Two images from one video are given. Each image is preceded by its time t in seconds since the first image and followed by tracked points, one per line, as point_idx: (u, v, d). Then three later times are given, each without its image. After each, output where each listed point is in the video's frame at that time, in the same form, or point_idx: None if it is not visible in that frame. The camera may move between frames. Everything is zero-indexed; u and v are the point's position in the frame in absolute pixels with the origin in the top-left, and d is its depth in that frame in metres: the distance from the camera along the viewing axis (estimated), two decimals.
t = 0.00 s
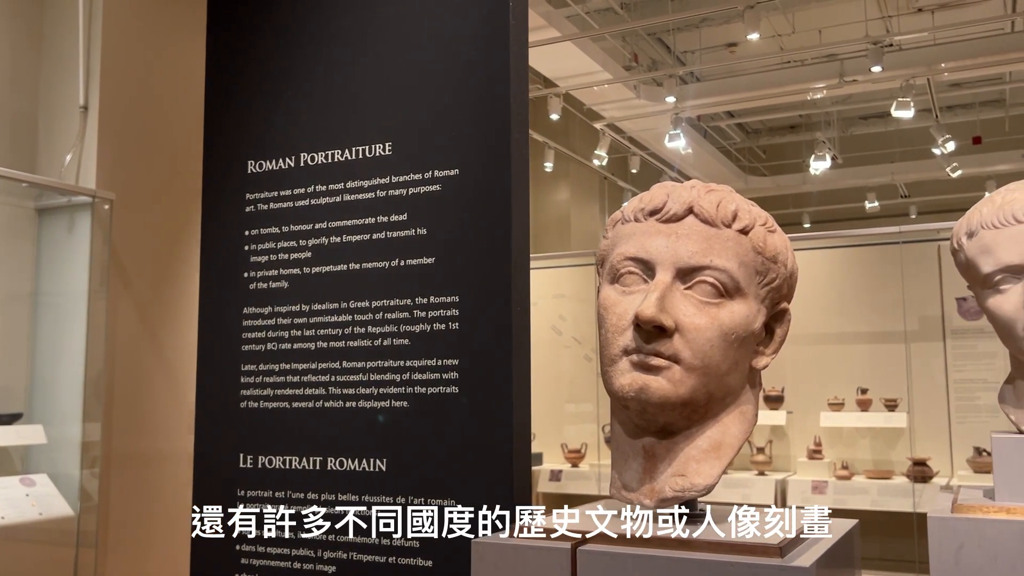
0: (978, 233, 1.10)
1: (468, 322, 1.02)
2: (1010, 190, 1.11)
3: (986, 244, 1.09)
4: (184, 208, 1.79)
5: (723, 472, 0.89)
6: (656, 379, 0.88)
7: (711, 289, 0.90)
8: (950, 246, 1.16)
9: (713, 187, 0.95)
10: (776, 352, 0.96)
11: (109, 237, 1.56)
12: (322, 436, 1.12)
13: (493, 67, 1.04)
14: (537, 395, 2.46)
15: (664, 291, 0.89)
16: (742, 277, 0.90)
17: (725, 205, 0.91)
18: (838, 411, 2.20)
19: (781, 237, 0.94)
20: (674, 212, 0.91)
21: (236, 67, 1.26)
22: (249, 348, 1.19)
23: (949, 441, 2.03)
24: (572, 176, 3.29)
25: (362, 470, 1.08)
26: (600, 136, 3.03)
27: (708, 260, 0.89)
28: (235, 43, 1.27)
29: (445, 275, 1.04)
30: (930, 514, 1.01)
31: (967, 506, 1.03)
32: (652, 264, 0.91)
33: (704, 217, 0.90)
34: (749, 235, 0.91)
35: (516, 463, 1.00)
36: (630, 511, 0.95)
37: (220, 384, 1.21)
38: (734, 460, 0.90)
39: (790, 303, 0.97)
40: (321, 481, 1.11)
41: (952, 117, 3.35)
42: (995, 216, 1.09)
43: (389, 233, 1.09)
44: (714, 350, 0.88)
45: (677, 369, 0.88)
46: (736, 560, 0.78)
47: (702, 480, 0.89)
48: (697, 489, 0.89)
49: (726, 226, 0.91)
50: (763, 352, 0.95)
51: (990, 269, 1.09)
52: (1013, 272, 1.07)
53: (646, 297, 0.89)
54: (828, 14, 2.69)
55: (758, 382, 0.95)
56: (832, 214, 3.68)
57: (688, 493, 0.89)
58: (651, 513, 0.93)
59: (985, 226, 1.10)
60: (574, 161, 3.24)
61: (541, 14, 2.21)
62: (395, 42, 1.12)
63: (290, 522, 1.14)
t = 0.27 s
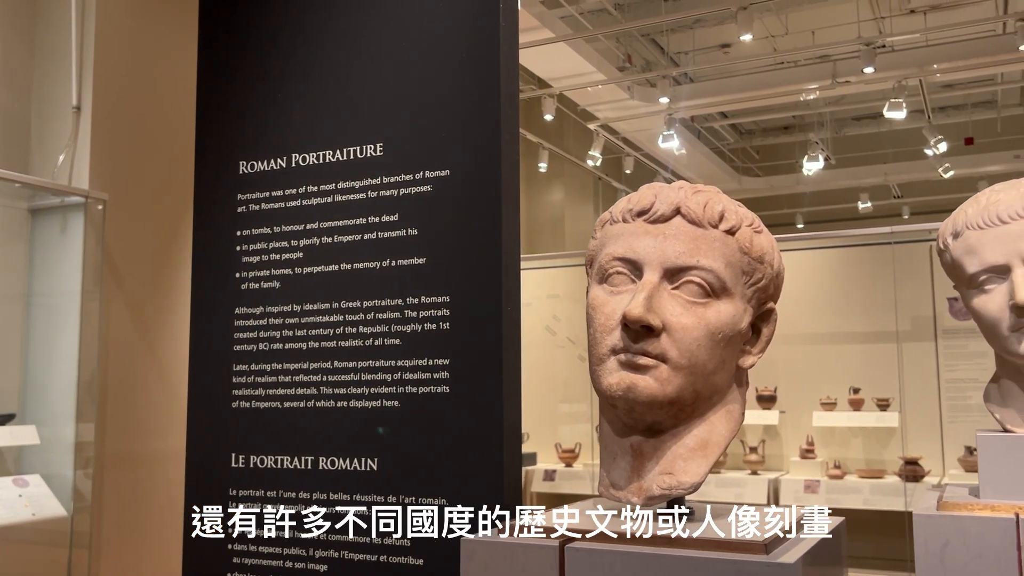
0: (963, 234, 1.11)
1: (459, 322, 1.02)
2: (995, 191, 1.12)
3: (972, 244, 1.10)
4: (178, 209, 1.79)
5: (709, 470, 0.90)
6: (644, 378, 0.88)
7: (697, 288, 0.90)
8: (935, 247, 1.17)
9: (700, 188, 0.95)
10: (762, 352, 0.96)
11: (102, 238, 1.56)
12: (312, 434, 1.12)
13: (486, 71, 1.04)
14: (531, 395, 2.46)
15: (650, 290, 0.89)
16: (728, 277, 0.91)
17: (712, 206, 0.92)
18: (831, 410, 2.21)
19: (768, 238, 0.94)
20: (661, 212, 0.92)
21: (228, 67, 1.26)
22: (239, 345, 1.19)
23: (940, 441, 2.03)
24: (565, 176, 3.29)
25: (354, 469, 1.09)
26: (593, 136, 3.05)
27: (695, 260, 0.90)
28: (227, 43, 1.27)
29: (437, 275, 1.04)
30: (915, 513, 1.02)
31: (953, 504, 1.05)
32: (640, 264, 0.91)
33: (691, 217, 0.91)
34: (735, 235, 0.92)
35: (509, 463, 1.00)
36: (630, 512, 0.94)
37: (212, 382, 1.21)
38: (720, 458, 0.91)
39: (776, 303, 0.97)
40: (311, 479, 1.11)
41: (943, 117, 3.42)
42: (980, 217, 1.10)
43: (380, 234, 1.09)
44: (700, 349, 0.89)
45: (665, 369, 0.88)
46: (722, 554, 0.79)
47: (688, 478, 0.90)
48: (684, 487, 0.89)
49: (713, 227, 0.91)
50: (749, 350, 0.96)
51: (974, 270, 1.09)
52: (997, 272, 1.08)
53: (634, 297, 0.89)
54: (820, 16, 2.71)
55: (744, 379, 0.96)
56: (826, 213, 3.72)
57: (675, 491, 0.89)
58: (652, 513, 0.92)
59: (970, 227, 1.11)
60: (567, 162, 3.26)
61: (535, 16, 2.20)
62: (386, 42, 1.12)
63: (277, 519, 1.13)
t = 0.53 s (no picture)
0: (863, 243, 1.37)
1: (460, 314, 1.24)
2: (890, 207, 1.37)
3: (869, 251, 1.36)
4: (218, 210, 2.41)
5: (661, 435, 1.10)
6: (609, 362, 1.07)
7: (651, 289, 1.09)
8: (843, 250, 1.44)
9: (655, 207, 1.16)
10: (704, 340, 1.17)
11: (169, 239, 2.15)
12: (338, 408, 1.34)
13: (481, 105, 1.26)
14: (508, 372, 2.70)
15: (612, 290, 1.08)
16: (677, 279, 1.11)
17: (663, 222, 1.12)
18: (755, 379, 2.45)
19: (707, 248, 1.16)
20: (623, 227, 1.12)
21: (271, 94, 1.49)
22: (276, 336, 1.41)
23: (844, 403, 2.33)
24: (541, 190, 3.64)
25: (373, 436, 1.31)
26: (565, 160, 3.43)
27: (651, 266, 1.09)
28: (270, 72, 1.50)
29: (441, 275, 1.27)
30: (823, 464, 1.28)
31: (856, 459, 1.31)
32: (606, 268, 1.11)
33: (647, 231, 1.11)
34: (682, 245, 1.13)
35: (504, 429, 1.23)
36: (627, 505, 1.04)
37: (253, 365, 1.43)
38: (670, 426, 1.11)
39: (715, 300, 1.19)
40: (338, 446, 1.34)
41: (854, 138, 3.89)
42: (876, 228, 1.36)
43: (394, 242, 1.31)
44: (654, 338, 1.08)
45: (626, 354, 1.08)
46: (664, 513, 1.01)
47: (644, 441, 1.10)
48: (641, 447, 1.09)
49: (665, 239, 1.12)
50: (695, 339, 1.15)
51: (871, 270, 1.36)
52: (889, 273, 1.34)
53: (601, 296, 1.09)
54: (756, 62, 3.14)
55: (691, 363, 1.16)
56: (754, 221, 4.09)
57: (633, 451, 1.10)
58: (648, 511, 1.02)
59: (868, 238, 1.37)
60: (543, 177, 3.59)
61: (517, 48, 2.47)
62: (399, 81, 1.35)
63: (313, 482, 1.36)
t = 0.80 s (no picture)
0: (743, 258, 2.01)
1: (467, 304, 2.21)
2: (764, 233, 2.00)
3: (746, 262, 2.00)
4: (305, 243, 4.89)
5: (608, 387, 1.60)
6: (573, 337, 1.55)
7: (601, 289, 1.58)
8: (732, 262, 2.07)
9: (604, 232, 1.66)
10: (636, 324, 1.70)
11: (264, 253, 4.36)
12: (397, 358, 2.35)
13: (484, 187, 2.22)
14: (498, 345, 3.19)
15: (575, 290, 1.56)
16: (619, 281, 1.60)
17: (610, 242, 1.63)
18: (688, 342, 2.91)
19: (639, 260, 1.68)
20: (582, 245, 1.61)
21: (366, 173, 2.56)
22: (363, 314, 2.48)
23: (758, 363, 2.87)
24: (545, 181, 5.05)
25: (416, 374, 2.30)
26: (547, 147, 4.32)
27: (602, 272, 1.59)
28: (365, 159, 2.57)
29: (456, 281, 2.24)
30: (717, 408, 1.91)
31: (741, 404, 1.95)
32: (570, 273, 1.59)
33: (598, 248, 1.61)
34: (622, 258, 1.64)
35: (498, 376, 2.13)
36: (631, 511, 1.51)
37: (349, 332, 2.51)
38: (614, 383, 1.60)
39: (643, 297, 1.72)
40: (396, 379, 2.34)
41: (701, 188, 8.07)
42: (751, 248, 1.99)
43: (431, 263, 2.31)
44: (604, 323, 1.56)
45: (585, 331, 1.55)
46: (609, 446, 1.53)
47: (595, 391, 1.59)
48: (593, 395, 1.59)
49: (610, 254, 1.62)
50: (629, 322, 1.68)
51: (750, 275, 1.99)
52: (760, 278, 1.97)
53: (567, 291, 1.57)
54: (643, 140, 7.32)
55: (627, 338, 1.68)
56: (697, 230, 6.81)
57: (588, 398, 1.59)
58: (649, 517, 1.48)
59: (745, 255, 2.01)
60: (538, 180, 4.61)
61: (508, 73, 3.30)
62: (432, 166, 2.37)
63: (381, 399, 2.38)
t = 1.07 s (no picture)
0: (717, 260, 2.20)
1: (464, 305, 2.35)
2: (737, 237, 2.18)
3: (720, 263, 2.18)
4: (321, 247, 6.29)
5: (592, 378, 1.75)
6: (560, 332, 1.69)
7: (587, 288, 1.73)
8: (708, 264, 2.26)
9: (589, 236, 1.81)
10: (619, 320, 1.85)
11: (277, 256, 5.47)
12: (399, 354, 2.50)
13: (481, 194, 2.37)
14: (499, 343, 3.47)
15: (563, 289, 1.71)
16: (603, 281, 1.75)
17: (594, 246, 1.78)
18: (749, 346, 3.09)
19: (621, 262, 1.82)
20: (568, 248, 1.76)
21: (370, 182, 2.70)
22: (367, 313, 2.63)
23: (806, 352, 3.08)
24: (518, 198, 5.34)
25: (415, 371, 2.44)
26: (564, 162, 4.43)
27: (587, 272, 1.73)
28: (370, 170, 2.71)
29: (453, 282, 2.38)
30: (695, 397, 2.05)
31: (716, 393, 2.11)
32: (557, 274, 1.75)
33: (583, 251, 1.76)
34: (606, 260, 1.78)
35: (496, 373, 2.28)
36: (632, 512, 1.53)
37: (353, 330, 2.66)
38: (599, 373, 1.75)
39: (626, 295, 1.87)
40: (398, 375, 2.49)
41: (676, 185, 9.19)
42: (725, 250, 2.18)
43: (431, 265, 2.45)
44: (590, 319, 1.71)
45: (571, 328, 1.69)
46: (594, 433, 1.58)
47: (580, 382, 1.75)
48: (579, 385, 1.74)
49: (595, 256, 1.77)
50: (614, 318, 1.84)
51: (724, 276, 2.17)
52: (733, 278, 2.15)
53: (554, 291, 1.72)
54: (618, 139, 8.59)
55: (610, 333, 1.83)
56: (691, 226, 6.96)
57: (575, 388, 1.74)
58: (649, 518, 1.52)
59: (720, 256, 2.19)
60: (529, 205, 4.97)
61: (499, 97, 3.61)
62: (431, 174, 2.52)
63: (383, 394, 2.53)
